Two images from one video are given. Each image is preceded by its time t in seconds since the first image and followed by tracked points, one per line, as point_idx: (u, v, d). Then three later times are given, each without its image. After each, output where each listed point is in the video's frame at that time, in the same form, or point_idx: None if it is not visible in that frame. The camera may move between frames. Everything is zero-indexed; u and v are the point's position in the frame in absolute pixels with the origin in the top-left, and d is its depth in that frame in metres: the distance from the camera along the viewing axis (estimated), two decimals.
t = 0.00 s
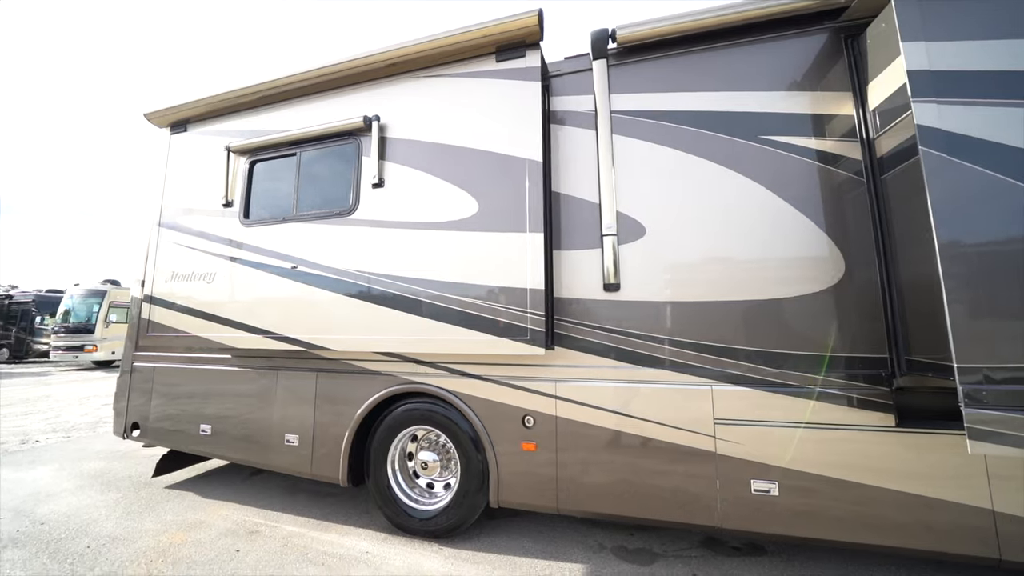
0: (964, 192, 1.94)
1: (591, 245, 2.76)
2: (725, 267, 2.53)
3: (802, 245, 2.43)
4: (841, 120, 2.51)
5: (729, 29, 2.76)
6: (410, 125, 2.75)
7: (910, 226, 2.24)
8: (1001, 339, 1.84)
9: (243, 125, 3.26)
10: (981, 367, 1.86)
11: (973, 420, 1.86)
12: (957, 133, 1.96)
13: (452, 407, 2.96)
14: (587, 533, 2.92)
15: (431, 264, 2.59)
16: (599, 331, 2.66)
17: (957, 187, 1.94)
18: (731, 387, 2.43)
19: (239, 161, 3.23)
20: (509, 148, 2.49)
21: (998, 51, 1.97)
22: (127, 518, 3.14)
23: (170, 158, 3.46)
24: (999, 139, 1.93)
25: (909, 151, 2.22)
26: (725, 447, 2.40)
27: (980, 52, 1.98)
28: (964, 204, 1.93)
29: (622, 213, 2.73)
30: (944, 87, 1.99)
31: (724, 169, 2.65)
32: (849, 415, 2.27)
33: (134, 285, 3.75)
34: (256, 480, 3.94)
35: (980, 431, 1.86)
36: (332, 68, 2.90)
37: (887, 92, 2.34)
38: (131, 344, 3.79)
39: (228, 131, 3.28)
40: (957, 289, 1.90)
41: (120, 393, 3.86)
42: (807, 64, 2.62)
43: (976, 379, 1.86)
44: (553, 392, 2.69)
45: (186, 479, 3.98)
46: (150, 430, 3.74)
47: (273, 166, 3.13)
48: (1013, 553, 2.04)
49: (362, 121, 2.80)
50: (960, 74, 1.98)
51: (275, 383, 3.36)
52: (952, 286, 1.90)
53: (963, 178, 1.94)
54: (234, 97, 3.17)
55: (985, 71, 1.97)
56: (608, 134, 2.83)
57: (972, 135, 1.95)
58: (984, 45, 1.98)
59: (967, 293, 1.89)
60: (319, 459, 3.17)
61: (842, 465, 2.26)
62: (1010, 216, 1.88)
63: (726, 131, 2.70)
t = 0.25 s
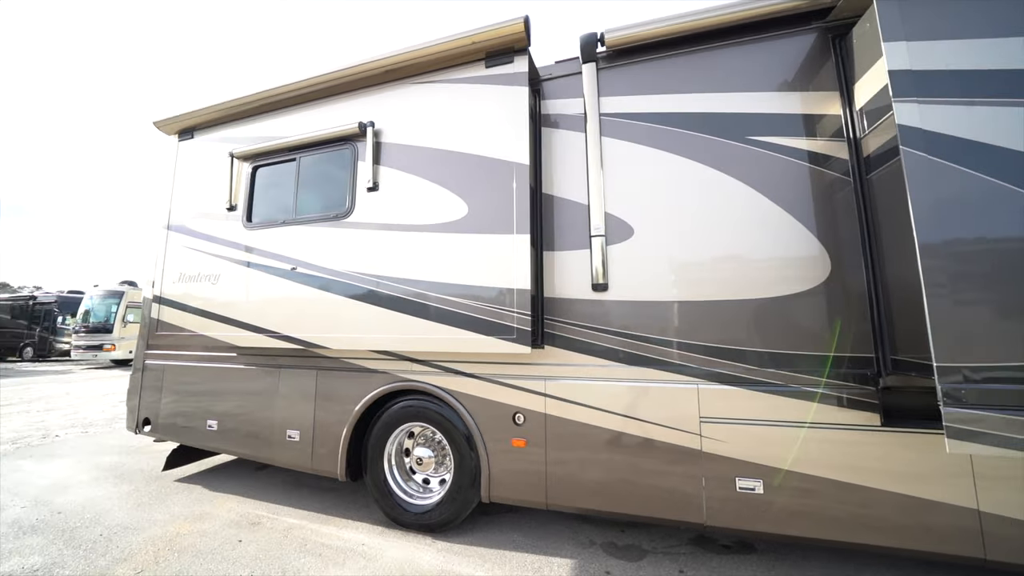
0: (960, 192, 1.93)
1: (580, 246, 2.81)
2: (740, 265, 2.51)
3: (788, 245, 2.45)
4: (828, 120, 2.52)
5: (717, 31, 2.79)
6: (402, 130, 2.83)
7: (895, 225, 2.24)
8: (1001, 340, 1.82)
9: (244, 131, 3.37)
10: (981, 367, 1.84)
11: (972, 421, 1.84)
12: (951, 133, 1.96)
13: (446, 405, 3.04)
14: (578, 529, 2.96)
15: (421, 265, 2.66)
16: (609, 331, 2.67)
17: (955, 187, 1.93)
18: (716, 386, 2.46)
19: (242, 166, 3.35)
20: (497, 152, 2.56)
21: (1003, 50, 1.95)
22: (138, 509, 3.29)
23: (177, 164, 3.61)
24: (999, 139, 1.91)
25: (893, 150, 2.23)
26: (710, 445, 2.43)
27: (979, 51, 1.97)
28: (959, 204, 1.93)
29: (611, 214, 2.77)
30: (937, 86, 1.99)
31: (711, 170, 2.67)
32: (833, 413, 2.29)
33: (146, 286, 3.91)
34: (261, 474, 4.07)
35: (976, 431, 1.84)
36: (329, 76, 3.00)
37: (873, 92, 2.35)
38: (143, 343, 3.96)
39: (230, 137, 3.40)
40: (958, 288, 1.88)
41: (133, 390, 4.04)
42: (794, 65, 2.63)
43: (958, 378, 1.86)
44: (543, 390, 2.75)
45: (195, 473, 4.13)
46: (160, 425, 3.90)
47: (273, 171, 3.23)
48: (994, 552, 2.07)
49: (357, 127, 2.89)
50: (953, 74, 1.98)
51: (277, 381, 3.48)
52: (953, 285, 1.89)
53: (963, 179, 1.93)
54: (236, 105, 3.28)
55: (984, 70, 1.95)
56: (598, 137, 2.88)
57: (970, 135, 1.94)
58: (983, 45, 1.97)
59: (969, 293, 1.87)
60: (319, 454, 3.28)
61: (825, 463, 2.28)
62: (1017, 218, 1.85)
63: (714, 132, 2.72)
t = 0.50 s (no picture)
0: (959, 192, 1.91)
1: (559, 247, 2.86)
2: (716, 265, 2.54)
3: (762, 245, 2.47)
4: (802, 122, 2.56)
5: (695, 35, 2.83)
6: (387, 135, 2.91)
7: (866, 226, 2.27)
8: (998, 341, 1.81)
9: (237, 136, 3.46)
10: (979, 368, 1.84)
11: (967, 421, 1.84)
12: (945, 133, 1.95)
13: (431, 402, 3.11)
14: (559, 525, 3.01)
15: (403, 266, 2.72)
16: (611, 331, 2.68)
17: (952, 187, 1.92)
18: (691, 385, 2.50)
19: (235, 171, 3.45)
20: (476, 155, 2.62)
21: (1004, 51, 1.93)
22: (138, 501, 3.41)
23: (176, 169, 3.73)
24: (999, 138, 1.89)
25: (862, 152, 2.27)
26: (684, 443, 2.47)
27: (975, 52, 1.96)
28: (956, 204, 1.90)
29: (590, 216, 2.82)
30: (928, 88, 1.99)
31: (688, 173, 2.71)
32: (805, 412, 2.31)
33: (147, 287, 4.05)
34: (257, 470, 4.18)
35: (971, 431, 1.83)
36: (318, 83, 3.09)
37: (844, 95, 2.39)
38: (145, 342, 4.10)
39: (224, 142, 3.50)
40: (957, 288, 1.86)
41: (135, 386, 4.18)
42: (769, 68, 2.67)
43: (920, 377, 1.89)
44: (522, 388, 2.81)
45: (194, 468, 4.26)
46: (161, 421, 4.04)
47: (265, 175, 3.32)
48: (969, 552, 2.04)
49: (344, 132, 2.98)
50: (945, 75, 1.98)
51: (271, 378, 3.59)
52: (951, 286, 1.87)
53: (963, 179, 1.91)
54: (229, 111, 3.38)
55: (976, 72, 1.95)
56: (578, 139, 2.94)
57: (966, 136, 1.93)
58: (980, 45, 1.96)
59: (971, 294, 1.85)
60: (310, 449, 3.38)
61: (798, 460, 2.30)
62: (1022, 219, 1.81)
63: (691, 135, 2.76)
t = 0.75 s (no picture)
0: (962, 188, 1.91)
1: (534, 249, 2.93)
2: (684, 266, 2.60)
3: (728, 247, 2.53)
4: (768, 126, 2.62)
5: (666, 40, 2.89)
6: (365, 138, 2.97)
7: (826, 228, 2.32)
8: (989, 337, 1.83)
9: (221, 139, 3.53)
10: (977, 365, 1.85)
11: (964, 419, 1.85)
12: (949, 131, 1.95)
13: (410, 400, 3.17)
14: (535, 521, 3.08)
15: (380, 267, 2.79)
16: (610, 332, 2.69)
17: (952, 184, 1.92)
18: (659, 383, 2.56)
19: (220, 173, 3.52)
20: (451, 159, 2.69)
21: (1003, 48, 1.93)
22: (126, 497, 3.48)
23: (162, 172, 3.79)
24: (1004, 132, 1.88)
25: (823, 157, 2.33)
26: (651, 439, 2.53)
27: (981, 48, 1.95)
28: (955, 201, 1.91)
29: (563, 218, 2.89)
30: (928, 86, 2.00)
31: (658, 176, 2.77)
32: (767, 409, 2.37)
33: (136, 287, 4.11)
34: (244, 467, 4.25)
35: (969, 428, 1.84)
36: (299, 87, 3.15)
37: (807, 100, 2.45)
38: (134, 341, 4.16)
39: (209, 146, 3.57)
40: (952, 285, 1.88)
41: (125, 385, 4.25)
42: (738, 73, 2.73)
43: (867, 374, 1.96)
44: (497, 386, 2.87)
45: (183, 465, 4.33)
46: (149, 419, 4.11)
47: (249, 178, 3.39)
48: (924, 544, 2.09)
49: (324, 136, 3.05)
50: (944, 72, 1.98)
51: (256, 377, 3.65)
52: (948, 283, 1.88)
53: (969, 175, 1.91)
54: (215, 115, 3.45)
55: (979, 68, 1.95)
56: (552, 143, 2.99)
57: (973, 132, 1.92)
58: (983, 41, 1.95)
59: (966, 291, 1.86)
60: (293, 446, 3.45)
61: (759, 456, 2.36)
62: None
63: (662, 138, 2.82)
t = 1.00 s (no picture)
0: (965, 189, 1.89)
1: (509, 250, 2.99)
2: (652, 267, 2.66)
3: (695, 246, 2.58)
4: (735, 130, 2.67)
5: (638, 45, 2.95)
6: (344, 142, 3.04)
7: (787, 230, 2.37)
8: (986, 339, 1.84)
9: (206, 142, 3.60)
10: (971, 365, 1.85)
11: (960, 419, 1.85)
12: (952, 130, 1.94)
13: (389, 399, 3.23)
14: (511, 517, 3.14)
15: (357, 268, 2.86)
16: (610, 332, 2.68)
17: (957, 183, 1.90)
18: (627, 381, 2.61)
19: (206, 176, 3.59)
20: (425, 162, 2.75)
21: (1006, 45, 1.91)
22: (113, 493, 3.55)
23: (150, 174, 3.87)
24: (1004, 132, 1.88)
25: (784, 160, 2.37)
26: (619, 436, 2.58)
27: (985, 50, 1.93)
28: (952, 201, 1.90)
29: (538, 220, 2.94)
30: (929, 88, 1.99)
31: (629, 179, 2.82)
32: (731, 408, 2.42)
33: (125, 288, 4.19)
34: (232, 464, 4.33)
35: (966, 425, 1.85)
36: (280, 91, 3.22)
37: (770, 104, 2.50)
38: (123, 341, 4.24)
39: (195, 149, 3.64)
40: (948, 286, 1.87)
41: (115, 384, 4.33)
42: (706, 77, 2.78)
43: (815, 373, 2.04)
44: (472, 384, 2.93)
45: (172, 463, 4.41)
46: (139, 417, 4.19)
47: (233, 181, 3.46)
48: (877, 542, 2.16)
49: (304, 140, 3.12)
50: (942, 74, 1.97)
51: (241, 376, 3.72)
52: (943, 284, 1.88)
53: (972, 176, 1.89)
54: (200, 119, 3.53)
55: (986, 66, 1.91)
56: (528, 146, 3.05)
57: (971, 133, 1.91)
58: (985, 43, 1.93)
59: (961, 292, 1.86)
60: (276, 443, 3.52)
61: (723, 453, 2.41)
62: (1021, 214, 1.81)
63: (632, 142, 2.87)
